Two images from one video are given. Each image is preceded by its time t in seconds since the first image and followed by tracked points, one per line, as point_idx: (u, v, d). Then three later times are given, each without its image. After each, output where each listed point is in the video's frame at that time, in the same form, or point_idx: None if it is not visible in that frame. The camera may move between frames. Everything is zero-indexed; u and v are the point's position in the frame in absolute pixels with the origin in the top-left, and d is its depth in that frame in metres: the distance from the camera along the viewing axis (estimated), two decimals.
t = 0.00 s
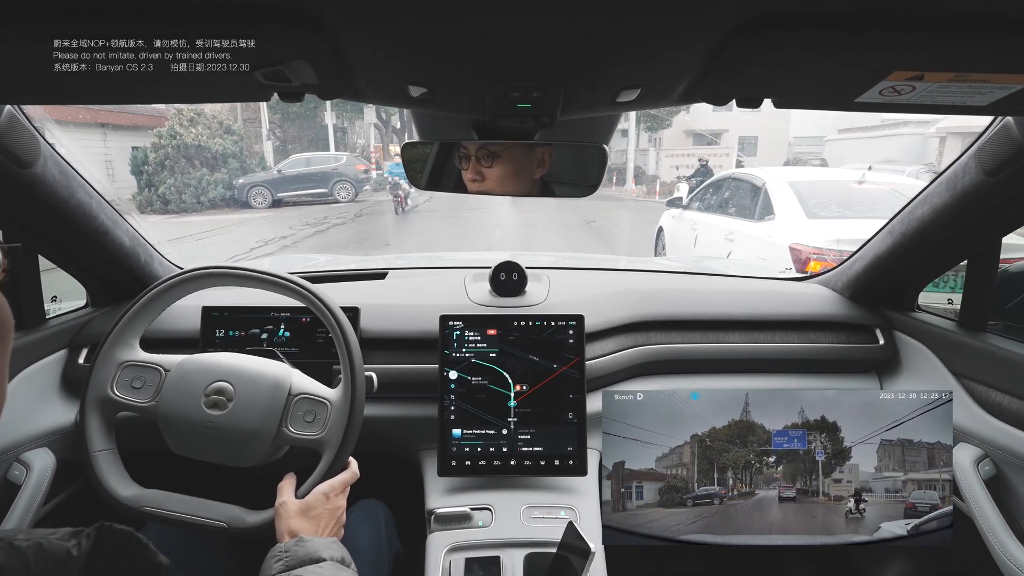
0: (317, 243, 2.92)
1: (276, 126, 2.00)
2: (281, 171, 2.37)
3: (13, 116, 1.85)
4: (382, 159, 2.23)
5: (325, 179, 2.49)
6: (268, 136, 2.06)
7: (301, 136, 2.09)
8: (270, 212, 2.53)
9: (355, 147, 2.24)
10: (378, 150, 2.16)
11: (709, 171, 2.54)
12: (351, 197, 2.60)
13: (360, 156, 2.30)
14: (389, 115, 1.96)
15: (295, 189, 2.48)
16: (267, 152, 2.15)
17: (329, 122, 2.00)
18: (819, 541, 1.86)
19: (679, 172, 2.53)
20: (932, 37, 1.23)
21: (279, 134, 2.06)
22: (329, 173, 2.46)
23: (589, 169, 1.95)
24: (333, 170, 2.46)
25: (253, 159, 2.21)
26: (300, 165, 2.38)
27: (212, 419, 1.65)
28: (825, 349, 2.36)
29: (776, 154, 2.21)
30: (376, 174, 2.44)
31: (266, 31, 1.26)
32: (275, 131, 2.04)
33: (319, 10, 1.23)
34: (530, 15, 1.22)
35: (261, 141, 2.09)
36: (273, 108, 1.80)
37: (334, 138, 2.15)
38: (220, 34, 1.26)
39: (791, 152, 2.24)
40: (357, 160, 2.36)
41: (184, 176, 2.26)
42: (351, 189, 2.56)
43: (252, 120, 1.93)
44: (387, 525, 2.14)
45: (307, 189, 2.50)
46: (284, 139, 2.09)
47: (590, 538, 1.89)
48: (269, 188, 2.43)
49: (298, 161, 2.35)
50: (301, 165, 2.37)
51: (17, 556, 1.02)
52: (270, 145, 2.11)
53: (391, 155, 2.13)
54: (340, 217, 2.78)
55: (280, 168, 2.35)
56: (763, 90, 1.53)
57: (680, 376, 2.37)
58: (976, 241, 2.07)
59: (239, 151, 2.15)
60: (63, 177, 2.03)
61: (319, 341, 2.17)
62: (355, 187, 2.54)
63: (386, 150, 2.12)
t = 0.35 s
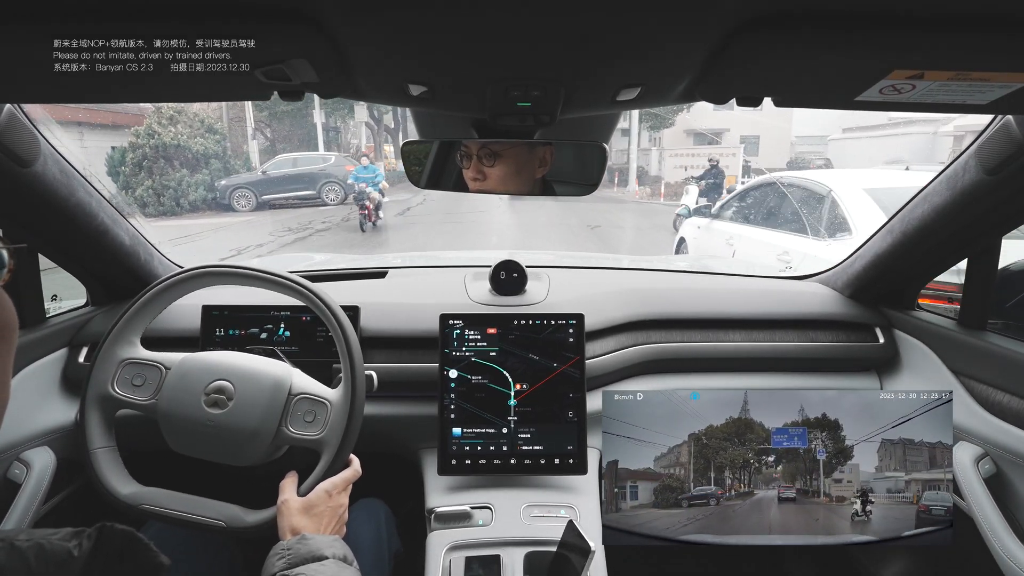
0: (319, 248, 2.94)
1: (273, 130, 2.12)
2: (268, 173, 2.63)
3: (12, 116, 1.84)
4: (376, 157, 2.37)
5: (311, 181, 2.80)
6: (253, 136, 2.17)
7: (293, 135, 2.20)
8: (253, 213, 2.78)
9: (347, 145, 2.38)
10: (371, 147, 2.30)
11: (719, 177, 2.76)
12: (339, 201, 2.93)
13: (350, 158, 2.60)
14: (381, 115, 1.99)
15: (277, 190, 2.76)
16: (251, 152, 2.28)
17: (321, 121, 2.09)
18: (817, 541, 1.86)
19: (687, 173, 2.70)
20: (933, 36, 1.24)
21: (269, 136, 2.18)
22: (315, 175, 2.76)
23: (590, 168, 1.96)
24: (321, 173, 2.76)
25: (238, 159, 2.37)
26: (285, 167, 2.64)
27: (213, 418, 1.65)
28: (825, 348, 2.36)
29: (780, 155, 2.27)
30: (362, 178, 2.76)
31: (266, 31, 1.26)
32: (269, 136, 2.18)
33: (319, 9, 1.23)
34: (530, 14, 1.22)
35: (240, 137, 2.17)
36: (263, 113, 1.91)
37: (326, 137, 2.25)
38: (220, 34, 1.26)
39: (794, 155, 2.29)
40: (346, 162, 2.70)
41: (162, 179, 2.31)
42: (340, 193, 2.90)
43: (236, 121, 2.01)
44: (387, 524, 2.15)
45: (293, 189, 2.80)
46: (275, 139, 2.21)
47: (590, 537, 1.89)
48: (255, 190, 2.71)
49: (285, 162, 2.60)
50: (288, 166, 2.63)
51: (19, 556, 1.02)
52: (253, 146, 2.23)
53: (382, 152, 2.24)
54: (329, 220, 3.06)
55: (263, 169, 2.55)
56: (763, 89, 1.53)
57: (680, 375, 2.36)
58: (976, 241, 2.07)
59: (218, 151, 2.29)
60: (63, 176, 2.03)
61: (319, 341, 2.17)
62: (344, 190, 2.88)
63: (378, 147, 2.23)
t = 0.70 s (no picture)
0: (320, 250, 2.95)
1: (259, 133, 2.27)
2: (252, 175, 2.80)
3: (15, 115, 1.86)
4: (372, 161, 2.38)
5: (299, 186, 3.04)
6: (240, 135, 2.30)
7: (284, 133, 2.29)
8: (236, 218, 2.92)
9: (338, 146, 2.39)
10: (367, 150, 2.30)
11: (731, 181, 3.30)
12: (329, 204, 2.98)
13: (337, 160, 2.58)
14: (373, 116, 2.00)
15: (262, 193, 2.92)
16: (237, 152, 2.44)
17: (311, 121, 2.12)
18: (817, 541, 1.87)
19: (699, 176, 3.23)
20: (933, 35, 1.23)
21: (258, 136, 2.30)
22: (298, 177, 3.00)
23: (591, 167, 1.95)
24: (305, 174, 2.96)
25: (224, 162, 2.59)
26: (271, 168, 2.83)
27: (212, 417, 1.65)
28: (825, 346, 2.36)
29: (780, 153, 2.38)
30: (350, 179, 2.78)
31: (266, 31, 1.27)
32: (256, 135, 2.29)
33: (319, 8, 1.23)
34: (529, 13, 1.22)
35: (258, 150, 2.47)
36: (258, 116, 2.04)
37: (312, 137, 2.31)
38: (219, 34, 1.27)
39: (794, 151, 2.36)
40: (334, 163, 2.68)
41: (141, 181, 2.34)
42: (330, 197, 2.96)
43: (224, 121, 2.10)
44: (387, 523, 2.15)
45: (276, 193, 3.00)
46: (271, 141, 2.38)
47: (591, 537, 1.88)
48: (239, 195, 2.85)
49: (270, 163, 2.79)
50: (274, 167, 2.82)
51: (18, 555, 1.01)
52: (240, 145, 2.37)
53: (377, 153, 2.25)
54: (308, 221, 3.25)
55: (248, 169, 2.71)
56: (763, 88, 1.53)
57: (680, 375, 2.36)
58: (975, 239, 2.07)
59: (200, 150, 2.44)
60: (64, 175, 2.04)
61: (319, 339, 2.17)
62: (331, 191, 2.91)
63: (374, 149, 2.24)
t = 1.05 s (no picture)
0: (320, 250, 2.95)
1: (247, 133, 2.34)
2: (237, 178, 2.75)
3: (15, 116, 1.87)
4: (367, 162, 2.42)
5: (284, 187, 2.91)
6: (224, 135, 2.36)
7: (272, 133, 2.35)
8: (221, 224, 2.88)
9: (333, 145, 2.43)
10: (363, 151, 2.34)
11: (749, 184, 3.07)
12: (316, 209, 3.04)
13: (328, 161, 2.65)
14: (366, 116, 2.04)
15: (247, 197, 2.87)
16: (224, 153, 2.51)
17: (307, 121, 2.18)
18: (817, 541, 1.87)
19: (711, 176, 3.14)
20: (933, 35, 1.23)
21: (244, 136, 2.38)
22: (285, 179, 2.89)
23: (592, 168, 1.96)
24: (294, 177, 2.87)
25: (210, 164, 2.58)
26: (257, 170, 2.77)
27: (212, 418, 1.65)
28: (826, 347, 2.35)
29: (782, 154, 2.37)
30: (339, 181, 2.83)
31: (266, 31, 1.27)
32: (243, 136, 2.37)
33: (319, 8, 1.23)
34: (529, 13, 1.22)
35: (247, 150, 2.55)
36: (244, 116, 2.07)
37: (305, 136, 2.38)
38: (219, 34, 1.27)
39: (796, 152, 2.36)
40: (324, 165, 2.74)
41: (121, 183, 2.28)
42: (319, 201, 3.01)
43: (209, 121, 2.16)
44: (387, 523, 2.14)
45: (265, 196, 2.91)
46: (260, 141, 2.43)
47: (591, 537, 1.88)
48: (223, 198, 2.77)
49: (256, 164, 2.75)
50: (260, 169, 2.76)
51: (19, 557, 1.01)
52: (224, 145, 2.43)
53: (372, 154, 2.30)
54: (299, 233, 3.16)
55: (233, 171, 2.68)
56: (764, 88, 1.52)
57: (680, 375, 2.36)
58: (976, 239, 2.07)
59: (181, 151, 2.52)
60: (64, 175, 2.04)
61: (319, 340, 2.18)
62: (319, 195, 2.96)
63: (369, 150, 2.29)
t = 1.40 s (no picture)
0: (320, 250, 2.95)
1: (236, 132, 2.30)
2: (221, 180, 2.60)
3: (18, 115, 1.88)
4: (367, 162, 2.44)
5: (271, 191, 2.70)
6: (210, 135, 2.30)
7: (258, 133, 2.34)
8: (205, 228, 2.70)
9: (326, 146, 2.41)
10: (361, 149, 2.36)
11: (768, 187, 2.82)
12: (304, 212, 2.84)
13: (318, 161, 2.61)
14: (366, 116, 2.04)
15: (234, 200, 2.68)
16: (208, 154, 2.41)
17: (303, 125, 2.19)
18: (817, 540, 1.87)
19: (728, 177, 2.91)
20: (933, 35, 1.23)
21: (232, 136, 2.33)
22: (274, 181, 2.68)
23: (591, 167, 1.98)
24: (283, 178, 2.68)
25: (192, 164, 2.49)
26: (242, 170, 2.60)
27: (212, 418, 1.65)
28: (826, 347, 2.35)
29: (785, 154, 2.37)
30: (330, 181, 2.74)
31: (266, 31, 1.26)
32: (232, 136, 2.32)
33: (319, 8, 1.23)
34: (530, 13, 1.22)
35: (237, 151, 2.45)
36: (228, 117, 2.13)
37: (297, 137, 2.36)
38: (219, 34, 1.27)
39: (800, 152, 2.36)
40: (312, 166, 2.66)
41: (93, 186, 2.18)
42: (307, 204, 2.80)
43: (194, 120, 2.13)
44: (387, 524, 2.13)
45: (250, 200, 2.70)
46: (252, 144, 2.41)
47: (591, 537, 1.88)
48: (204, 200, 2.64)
49: (242, 165, 2.58)
50: (246, 171, 2.60)
51: (17, 558, 1.01)
52: (209, 146, 2.35)
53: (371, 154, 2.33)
54: (283, 237, 3.04)
55: (218, 172, 2.56)
56: (764, 88, 1.53)
57: (680, 376, 2.35)
58: (976, 239, 2.07)
59: (161, 151, 2.33)
60: (63, 176, 2.05)
61: (319, 339, 2.18)
62: (309, 197, 2.77)
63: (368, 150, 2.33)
